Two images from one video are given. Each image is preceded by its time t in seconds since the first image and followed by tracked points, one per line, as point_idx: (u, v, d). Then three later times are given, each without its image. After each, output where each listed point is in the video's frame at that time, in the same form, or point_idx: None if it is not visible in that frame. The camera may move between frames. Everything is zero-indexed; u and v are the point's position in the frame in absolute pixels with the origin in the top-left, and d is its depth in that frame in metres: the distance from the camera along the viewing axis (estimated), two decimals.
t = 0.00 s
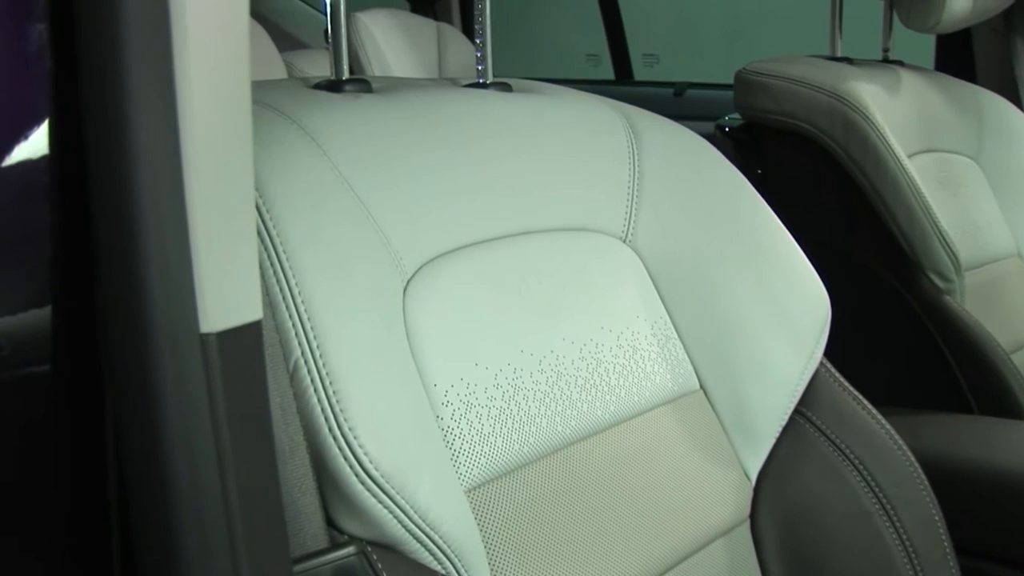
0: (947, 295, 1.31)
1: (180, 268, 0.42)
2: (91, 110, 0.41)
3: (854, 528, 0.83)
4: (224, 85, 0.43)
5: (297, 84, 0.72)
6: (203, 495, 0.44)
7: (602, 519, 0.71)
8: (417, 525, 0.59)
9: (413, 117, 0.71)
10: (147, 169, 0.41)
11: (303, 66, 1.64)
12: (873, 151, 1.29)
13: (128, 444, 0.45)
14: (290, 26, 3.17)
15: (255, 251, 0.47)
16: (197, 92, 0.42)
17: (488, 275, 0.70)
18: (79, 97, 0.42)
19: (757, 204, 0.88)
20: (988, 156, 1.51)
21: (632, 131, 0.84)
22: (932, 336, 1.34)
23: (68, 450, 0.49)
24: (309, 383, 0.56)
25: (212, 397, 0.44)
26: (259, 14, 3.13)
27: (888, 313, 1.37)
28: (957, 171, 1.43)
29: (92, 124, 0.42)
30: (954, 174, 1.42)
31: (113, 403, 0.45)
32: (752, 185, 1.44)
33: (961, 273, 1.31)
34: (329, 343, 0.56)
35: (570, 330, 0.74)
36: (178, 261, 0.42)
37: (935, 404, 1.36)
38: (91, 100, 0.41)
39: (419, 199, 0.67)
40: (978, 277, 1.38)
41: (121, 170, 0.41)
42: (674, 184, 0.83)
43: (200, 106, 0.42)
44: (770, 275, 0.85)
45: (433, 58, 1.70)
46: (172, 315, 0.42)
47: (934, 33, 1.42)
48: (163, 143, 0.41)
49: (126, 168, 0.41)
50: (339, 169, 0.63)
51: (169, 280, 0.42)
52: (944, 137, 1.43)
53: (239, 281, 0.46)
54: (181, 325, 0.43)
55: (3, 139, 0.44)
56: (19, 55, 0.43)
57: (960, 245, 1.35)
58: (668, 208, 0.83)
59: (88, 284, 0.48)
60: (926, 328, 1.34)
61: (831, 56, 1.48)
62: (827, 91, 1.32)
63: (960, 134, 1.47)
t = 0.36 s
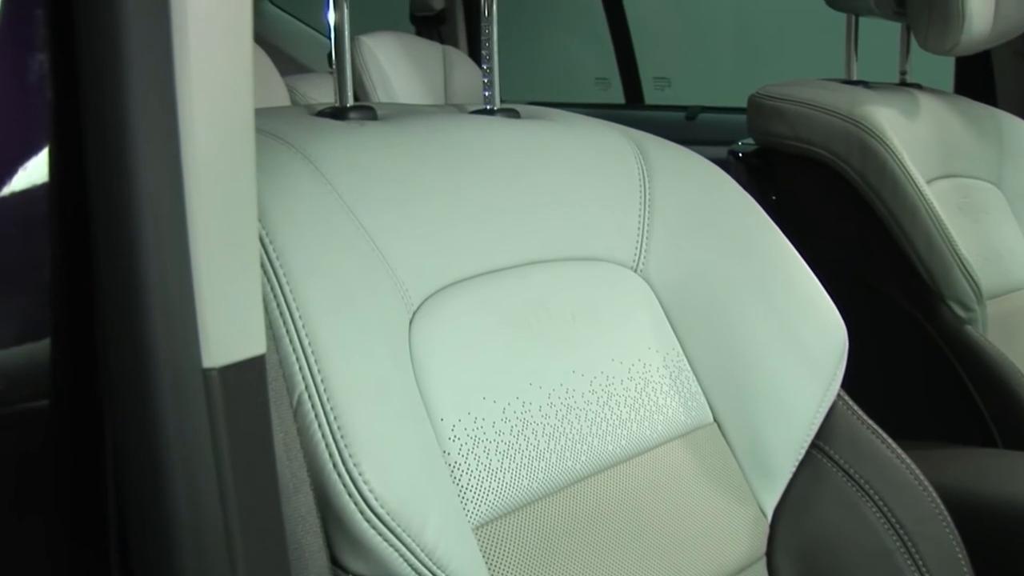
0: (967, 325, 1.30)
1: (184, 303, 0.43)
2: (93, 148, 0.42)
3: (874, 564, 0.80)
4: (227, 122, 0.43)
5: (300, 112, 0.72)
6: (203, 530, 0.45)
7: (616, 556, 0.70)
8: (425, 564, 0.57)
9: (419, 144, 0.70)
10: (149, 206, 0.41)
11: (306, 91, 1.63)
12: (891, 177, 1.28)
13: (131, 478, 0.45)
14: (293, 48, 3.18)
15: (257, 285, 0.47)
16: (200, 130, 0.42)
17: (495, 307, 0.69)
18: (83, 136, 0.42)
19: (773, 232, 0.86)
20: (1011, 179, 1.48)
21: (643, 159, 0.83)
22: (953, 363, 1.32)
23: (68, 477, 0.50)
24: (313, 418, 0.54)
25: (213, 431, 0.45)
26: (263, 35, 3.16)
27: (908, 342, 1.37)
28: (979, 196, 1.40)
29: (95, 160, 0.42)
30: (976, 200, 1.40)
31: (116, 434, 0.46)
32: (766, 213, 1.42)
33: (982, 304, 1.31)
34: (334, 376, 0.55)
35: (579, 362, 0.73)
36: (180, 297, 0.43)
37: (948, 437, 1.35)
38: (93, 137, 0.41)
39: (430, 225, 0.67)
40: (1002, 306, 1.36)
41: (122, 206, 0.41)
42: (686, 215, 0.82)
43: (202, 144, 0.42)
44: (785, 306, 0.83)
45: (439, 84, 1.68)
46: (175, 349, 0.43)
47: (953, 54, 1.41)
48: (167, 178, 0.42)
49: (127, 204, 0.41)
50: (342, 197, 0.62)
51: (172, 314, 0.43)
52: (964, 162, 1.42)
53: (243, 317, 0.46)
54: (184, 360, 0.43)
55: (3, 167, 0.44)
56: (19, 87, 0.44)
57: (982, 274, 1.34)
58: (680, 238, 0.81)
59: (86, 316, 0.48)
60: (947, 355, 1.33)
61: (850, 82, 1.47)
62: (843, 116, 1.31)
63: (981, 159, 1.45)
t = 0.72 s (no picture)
0: (990, 356, 1.27)
1: (185, 342, 0.42)
2: (92, 185, 0.41)
3: None
4: (228, 156, 0.43)
5: (305, 142, 0.71)
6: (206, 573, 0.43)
7: None
8: None
9: (426, 174, 0.69)
10: (151, 243, 0.40)
11: (308, 118, 1.62)
12: (908, 206, 1.27)
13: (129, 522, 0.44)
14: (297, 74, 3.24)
15: (262, 317, 0.46)
16: (202, 164, 0.41)
17: (503, 342, 0.68)
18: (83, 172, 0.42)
19: (790, 263, 0.85)
20: None
21: (654, 187, 0.82)
22: (972, 393, 1.29)
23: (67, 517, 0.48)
24: (316, 456, 0.53)
25: (215, 469, 0.43)
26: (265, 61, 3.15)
27: (929, 376, 1.34)
28: (1000, 224, 1.38)
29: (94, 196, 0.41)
30: (997, 228, 1.37)
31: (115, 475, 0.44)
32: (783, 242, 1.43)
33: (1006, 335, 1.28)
34: (339, 412, 0.54)
35: (591, 398, 0.71)
36: (183, 331, 0.42)
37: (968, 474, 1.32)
38: (93, 174, 0.41)
39: (440, 254, 0.66)
40: None
41: (125, 239, 0.40)
42: (699, 246, 0.81)
43: (204, 179, 0.42)
44: (802, 338, 0.82)
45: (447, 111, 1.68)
46: (177, 389, 0.42)
47: (972, 78, 1.41)
48: (168, 214, 0.41)
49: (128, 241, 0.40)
50: (346, 227, 0.61)
51: (173, 352, 0.41)
52: (985, 190, 1.40)
53: (245, 355, 0.45)
54: (186, 400, 0.42)
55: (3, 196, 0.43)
56: (20, 116, 0.43)
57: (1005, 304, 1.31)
58: (693, 270, 0.80)
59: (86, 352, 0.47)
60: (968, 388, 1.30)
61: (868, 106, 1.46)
62: (861, 143, 1.30)
63: (1002, 186, 1.43)
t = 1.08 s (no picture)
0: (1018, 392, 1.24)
1: (193, 382, 0.41)
2: (101, 225, 0.41)
3: None
4: (236, 194, 0.42)
5: (312, 175, 0.71)
6: None
7: None
8: None
9: (435, 209, 0.68)
10: (157, 284, 0.40)
11: (315, 150, 1.62)
12: (931, 238, 1.24)
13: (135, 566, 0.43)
14: (301, 103, 3.23)
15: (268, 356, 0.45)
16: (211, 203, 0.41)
17: (514, 380, 0.66)
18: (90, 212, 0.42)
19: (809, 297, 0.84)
20: None
21: (668, 220, 0.81)
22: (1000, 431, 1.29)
23: (72, 558, 0.48)
24: (323, 496, 0.51)
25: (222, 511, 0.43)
26: (271, 91, 3.13)
27: (955, 411, 1.33)
28: None
29: (102, 237, 0.41)
30: None
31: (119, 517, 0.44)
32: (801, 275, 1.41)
33: None
34: (347, 453, 0.52)
35: (604, 437, 0.70)
36: (189, 371, 0.41)
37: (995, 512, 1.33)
38: (102, 216, 0.41)
39: (450, 289, 0.65)
40: None
41: (131, 280, 0.40)
42: (714, 280, 0.79)
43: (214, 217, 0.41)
44: (820, 374, 0.80)
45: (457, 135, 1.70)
46: (184, 430, 0.41)
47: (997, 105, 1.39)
48: (176, 253, 0.41)
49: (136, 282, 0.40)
50: (354, 263, 0.60)
51: (180, 393, 0.41)
52: (1010, 220, 1.37)
53: (252, 396, 0.44)
54: (192, 441, 0.42)
55: (2, 231, 0.42)
56: (21, 151, 0.42)
57: None
58: (710, 304, 0.78)
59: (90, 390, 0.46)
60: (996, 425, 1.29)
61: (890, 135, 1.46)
62: (881, 173, 1.28)
63: None
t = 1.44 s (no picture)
0: None
1: (192, 426, 0.40)
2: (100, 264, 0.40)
3: None
4: (238, 230, 0.41)
5: (317, 212, 0.70)
6: None
7: None
8: None
9: (443, 246, 0.67)
10: (156, 324, 0.39)
11: (319, 183, 1.61)
12: (952, 272, 1.23)
13: None
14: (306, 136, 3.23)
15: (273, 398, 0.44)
16: (213, 239, 0.40)
17: (524, 421, 0.65)
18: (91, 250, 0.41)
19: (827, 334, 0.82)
20: None
21: (680, 255, 0.80)
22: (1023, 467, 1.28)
23: None
24: (328, 542, 0.50)
25: (223, 561, 0.41)
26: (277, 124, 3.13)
27: (975, 448, 1.31)
28: None
29: (101, 275, 0.40)
30: None
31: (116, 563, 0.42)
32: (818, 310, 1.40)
33: None
34: (352, 497, 0.51)
35: (617, 478, 0.68)
36: (190, 416, 0.40)
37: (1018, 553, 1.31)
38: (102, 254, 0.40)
39: (458, 327, 0.63)
40: None
41: (131, 321, 0.39)
42: (728, 317, 0.78)
43: (214, 252, 0.40)
44: (837, 412, 0.78)
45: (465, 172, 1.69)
46: (183, 475, 0.40)
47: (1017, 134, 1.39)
48: (176, 291, 0.39)
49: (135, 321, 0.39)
50: (360, 302, 0.59)
51: (180, 436, 0.40)
52: None
53: (255, 439, 0.43)
54: (191, 487, 0.40)
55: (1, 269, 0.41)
56: (19, 189, 0.41)
57: None
58: (724, 341, 0.77)
59: (88, 435, 0.45)
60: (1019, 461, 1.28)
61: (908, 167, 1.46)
62: (898, 207, 1.27)
63: None
